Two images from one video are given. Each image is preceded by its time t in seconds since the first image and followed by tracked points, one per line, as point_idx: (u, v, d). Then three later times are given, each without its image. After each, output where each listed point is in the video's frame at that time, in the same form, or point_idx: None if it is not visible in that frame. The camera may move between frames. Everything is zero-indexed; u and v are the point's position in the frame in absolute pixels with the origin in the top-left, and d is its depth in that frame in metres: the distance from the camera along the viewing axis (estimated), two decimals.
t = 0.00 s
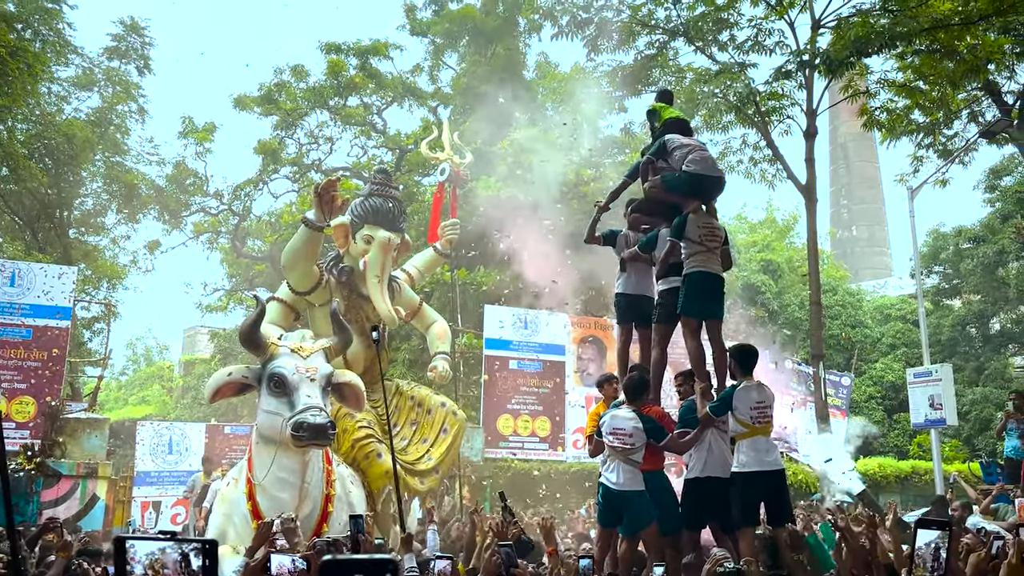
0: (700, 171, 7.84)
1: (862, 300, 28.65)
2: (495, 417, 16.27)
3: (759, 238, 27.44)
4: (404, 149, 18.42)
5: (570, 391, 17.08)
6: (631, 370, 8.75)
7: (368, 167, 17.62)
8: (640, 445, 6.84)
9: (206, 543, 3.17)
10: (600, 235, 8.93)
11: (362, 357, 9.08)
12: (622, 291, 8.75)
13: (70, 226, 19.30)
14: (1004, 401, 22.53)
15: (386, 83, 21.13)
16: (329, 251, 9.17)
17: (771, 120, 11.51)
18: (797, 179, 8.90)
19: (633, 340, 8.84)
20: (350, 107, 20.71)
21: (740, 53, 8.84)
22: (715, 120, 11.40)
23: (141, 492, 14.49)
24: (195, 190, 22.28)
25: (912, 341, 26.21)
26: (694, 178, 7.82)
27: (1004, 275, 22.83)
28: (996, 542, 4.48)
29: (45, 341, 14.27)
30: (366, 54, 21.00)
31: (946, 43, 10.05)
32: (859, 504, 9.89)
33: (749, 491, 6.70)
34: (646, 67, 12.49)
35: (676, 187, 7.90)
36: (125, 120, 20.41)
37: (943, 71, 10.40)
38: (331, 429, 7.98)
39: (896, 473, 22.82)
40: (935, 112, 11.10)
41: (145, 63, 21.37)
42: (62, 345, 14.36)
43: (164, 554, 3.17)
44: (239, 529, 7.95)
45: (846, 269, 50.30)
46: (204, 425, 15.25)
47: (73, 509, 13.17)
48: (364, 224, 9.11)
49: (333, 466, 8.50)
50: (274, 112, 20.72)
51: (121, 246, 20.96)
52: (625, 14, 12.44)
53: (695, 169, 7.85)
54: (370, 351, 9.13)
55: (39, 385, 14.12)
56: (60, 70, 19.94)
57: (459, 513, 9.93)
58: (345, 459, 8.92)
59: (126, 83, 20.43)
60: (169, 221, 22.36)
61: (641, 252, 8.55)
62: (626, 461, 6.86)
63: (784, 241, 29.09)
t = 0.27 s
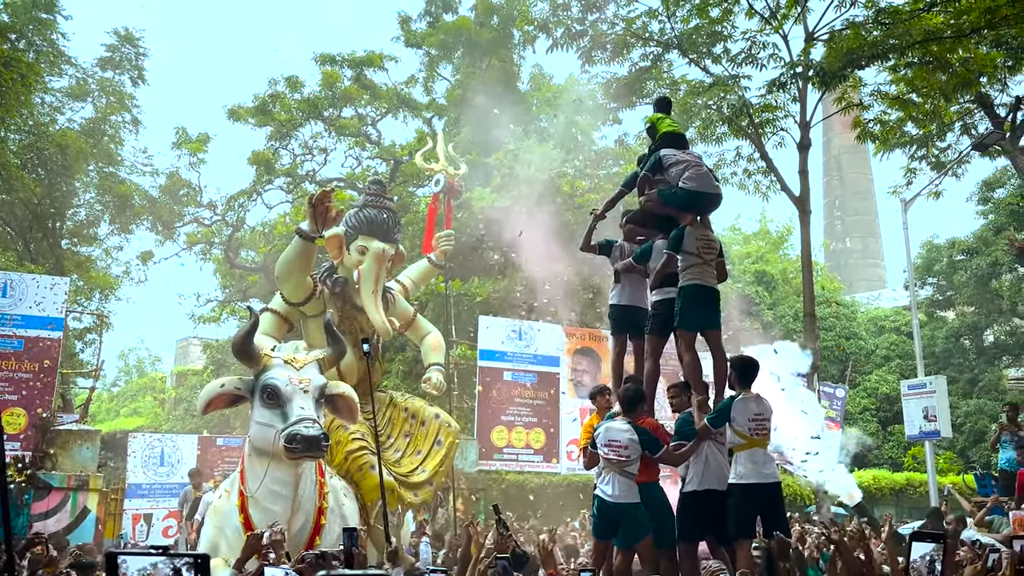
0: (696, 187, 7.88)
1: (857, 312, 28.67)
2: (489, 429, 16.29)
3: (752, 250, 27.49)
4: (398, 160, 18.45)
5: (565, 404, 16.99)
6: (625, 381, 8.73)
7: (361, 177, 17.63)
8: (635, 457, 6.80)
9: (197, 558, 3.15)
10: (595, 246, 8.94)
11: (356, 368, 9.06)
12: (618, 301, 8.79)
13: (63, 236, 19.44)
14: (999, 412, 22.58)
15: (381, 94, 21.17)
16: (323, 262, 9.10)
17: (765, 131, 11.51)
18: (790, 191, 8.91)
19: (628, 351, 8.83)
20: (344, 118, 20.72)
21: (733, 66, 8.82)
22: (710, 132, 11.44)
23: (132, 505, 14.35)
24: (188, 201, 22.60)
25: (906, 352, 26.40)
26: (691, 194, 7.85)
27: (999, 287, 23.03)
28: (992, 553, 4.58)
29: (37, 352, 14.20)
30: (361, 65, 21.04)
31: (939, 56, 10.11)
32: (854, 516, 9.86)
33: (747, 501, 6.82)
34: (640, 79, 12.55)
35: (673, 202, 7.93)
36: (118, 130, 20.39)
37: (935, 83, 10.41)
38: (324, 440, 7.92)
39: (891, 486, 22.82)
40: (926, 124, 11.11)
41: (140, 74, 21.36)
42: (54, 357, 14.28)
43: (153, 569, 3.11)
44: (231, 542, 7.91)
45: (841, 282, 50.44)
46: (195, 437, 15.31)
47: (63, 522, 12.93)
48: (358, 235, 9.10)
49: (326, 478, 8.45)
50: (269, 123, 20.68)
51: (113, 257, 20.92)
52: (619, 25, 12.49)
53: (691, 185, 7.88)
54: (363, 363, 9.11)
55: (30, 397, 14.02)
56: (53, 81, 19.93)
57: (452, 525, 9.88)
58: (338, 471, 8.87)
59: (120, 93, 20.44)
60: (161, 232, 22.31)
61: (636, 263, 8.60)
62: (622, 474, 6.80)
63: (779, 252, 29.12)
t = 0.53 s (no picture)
0: (697, 195, 7.60)
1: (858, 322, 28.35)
2: (482, 444, 15.88)
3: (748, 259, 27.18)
4: (388, 166, 18.16)
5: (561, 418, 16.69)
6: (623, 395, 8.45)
7: (351, 184, 17.32)
8: (634, 475, 6.42)
9: None
10: (593, 255, 8.69)
11: (344, 382, 8.70)
12: (616, 312, 8.50)
13: (39, 244, 19.11)
14: (1008, 428, 22.52)
15: (371, 98, 20.93)
16: (311, 272, 8.83)
17: (768, 139, 11.30)
18: (794, 199, 8.63)
19: (626, 364, 8.55)
20: (332, 123, 20.41)
21: (735, 70, 8.53)
22: (710, 138, 11.18)
23: (111, 524, 14.05)
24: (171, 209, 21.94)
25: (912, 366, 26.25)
26: (690, 202, 7.57)
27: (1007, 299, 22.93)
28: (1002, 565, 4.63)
29: (13, 365, 13.84)
30: (350, 68, 20.78)
31: (944, 60, 9.94)
32: (859, 535, 9.54)
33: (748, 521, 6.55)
34: (639, 83, 12.37)
35: (672, 209, 7.65)
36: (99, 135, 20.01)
37: (943, 88, 10.25)
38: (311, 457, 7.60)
39: (898, 503, 22.51)
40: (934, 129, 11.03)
41: (122, 76, 21.09)
42: (30, 370, 13.92)
43: None
44: (212, 562, 7.64)
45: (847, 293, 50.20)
46: (176, 453, 14.80)
47: (38, 542, 12.68)
48: (347, 244, 8.76)
49: (312, 496, 8.11)
50: (254, 128, 20.35)
51: (93, 265, 20.56)
52: (617, 29, 12.30)
53: (691, 193, 7.60)
54: (351, 376, 8.74)
55: (6, 411, 13.66)
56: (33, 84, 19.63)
57: (444, 545, 9.53)
58: (325, 489, 8.51)
59: (101, 97, 20.04)
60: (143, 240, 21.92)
61: (635, 274, 8.33)
62: (619, 492, 6.43)
63: (780, 262, 28.81)
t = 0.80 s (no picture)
0: (701, 201, 7.20)
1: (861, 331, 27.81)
2: (474, 463, 15.41)
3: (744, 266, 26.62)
4: (377, 171, 17.80)
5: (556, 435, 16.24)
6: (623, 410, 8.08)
7: (338, 189, 16.89)
8: (633, 495, 6.07)
9: None
10: (592, 263, 8.32)
11: (328, 397, 8.23)
12: (616, 323, 8.14)
13: (10, 251, 18.62)
14: None
15: (359, 99, 20.58)
16: (295, 281, 8.40)
17: (774, 142, 11.12)
18: (800, 207, 8.27)
19: (626, 377, 8.16)
20: (318, 125, 19.89)
21: (740, 72, 8.23)
22: (713, 142, 10.82)
23: (83, 546, 13.62)
24: (148, 215, 21.36)
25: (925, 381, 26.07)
26: (693, 208, 7.17)
27: None
28: None
29: None
30: (338, 68, 20.42)
31: (957, 62, 9.63)
32: (869, 558, 9.16)
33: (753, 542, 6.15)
34: (639, 84, 12.03)
35: (674, 215, 7.26)
36: (71, 137, 19.81)
37: (955, 92, 9.97)
38: (294, 476, 7.15)
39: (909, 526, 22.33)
40: (947, 134, 10.79)
41: (95, 75, 20.70)
42: None
43: None
44: None
45: (856, 304, 49.50)
46: (151, 471, 14.34)
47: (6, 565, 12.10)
48: (332, 252, 8.36)
49: (295, 518, 7.68)
50: (236, 130, 19.87)
51: (64, 273, 20.10)
52: (616, 27, 11.92)
53: (695, 198, 7.20)
54: (337, 391, 8.28)
55: None
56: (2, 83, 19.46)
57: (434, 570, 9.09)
58: (308, 510, 8.07)
59: (74, 96, 19.86)
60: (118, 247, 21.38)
61: (635, 285, 7.99)
62: (619, 513, 6.09)
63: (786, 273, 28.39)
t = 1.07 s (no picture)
0: (707, 206, 6.80)
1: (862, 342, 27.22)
2: (464, 484, 14.12)
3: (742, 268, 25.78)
4: (363, 173, 17.50)
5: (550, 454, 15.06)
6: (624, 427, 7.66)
7: (323, 192, 16.43)
8: (631, 515, 5.96)
9: None
10: (590, 271, 7.90)
11: (311, 412, 7.79)
12: (615, 336, 7.74)
13: None
14: None
15: (343, 97, 20.16)
16: (275, 289, 7.95)
17: (780, 145, 10.76)
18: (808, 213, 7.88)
19: (628, 392, 7.73)
20: (302, 125, 19.43)
21: (745, 71, 7.87)
22: (721, 144, 10.41)
23: (48, 571, 13.23)
24: (120, 219, 20.95)
25: (938, 397, 26.01)
26: (699, 214, 6.77)
27: None
28: None
29: None
30: (321, 65, 20.02)
31: (974, 62, 9.43)
32: None
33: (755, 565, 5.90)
34: (640, 83, 11.64)
35: (679, 221, 6.85)
36: (39, 136, 19.52)
37: (971, 92, 9.63)
38: (274, 496, 6.68)
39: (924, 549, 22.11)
40: (963, 136, 10.48)
41: (64, 71, 20.35)
42: None
43: None
44: None
45: (868, 317, 48.30)
46: (122, 491, 13.84)
47: None
48: (315, 259, 7.88)
49: (275, 540, 7.21)
50: (214, 129, 19.37)
51: (31, 281, 19.65)
52: (615, 24, 11.54)
53: (701, 204, 6.80)
54: (319, 406, 7.82)
55: None
56: None
57: None
58: (289, 532, 7.57)
59: (41, 94, 19.63)
60: (90, 253, 20.78)
61: (634, 294, 7.58)
62: (617, 535, 6.00)
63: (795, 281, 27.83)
